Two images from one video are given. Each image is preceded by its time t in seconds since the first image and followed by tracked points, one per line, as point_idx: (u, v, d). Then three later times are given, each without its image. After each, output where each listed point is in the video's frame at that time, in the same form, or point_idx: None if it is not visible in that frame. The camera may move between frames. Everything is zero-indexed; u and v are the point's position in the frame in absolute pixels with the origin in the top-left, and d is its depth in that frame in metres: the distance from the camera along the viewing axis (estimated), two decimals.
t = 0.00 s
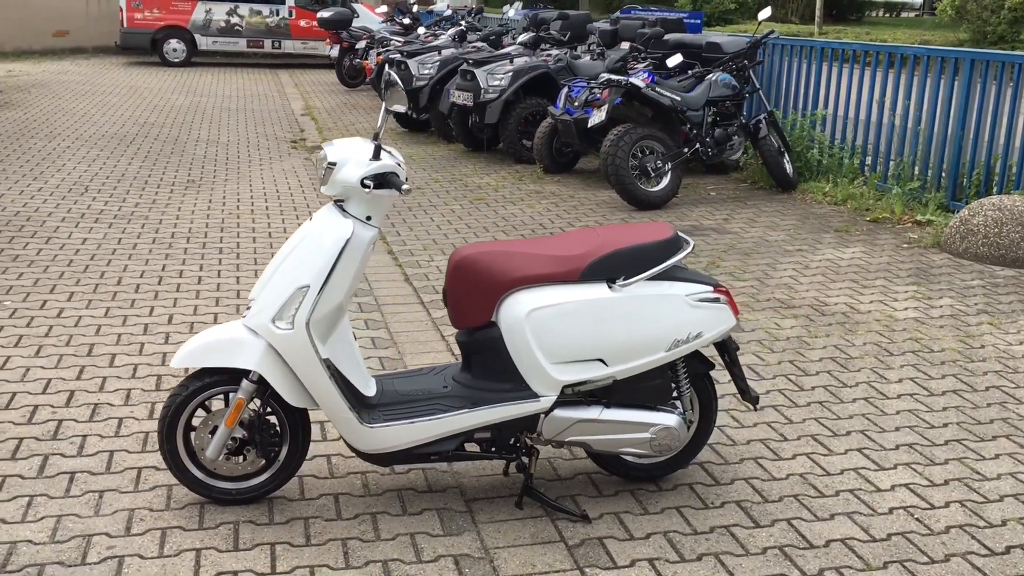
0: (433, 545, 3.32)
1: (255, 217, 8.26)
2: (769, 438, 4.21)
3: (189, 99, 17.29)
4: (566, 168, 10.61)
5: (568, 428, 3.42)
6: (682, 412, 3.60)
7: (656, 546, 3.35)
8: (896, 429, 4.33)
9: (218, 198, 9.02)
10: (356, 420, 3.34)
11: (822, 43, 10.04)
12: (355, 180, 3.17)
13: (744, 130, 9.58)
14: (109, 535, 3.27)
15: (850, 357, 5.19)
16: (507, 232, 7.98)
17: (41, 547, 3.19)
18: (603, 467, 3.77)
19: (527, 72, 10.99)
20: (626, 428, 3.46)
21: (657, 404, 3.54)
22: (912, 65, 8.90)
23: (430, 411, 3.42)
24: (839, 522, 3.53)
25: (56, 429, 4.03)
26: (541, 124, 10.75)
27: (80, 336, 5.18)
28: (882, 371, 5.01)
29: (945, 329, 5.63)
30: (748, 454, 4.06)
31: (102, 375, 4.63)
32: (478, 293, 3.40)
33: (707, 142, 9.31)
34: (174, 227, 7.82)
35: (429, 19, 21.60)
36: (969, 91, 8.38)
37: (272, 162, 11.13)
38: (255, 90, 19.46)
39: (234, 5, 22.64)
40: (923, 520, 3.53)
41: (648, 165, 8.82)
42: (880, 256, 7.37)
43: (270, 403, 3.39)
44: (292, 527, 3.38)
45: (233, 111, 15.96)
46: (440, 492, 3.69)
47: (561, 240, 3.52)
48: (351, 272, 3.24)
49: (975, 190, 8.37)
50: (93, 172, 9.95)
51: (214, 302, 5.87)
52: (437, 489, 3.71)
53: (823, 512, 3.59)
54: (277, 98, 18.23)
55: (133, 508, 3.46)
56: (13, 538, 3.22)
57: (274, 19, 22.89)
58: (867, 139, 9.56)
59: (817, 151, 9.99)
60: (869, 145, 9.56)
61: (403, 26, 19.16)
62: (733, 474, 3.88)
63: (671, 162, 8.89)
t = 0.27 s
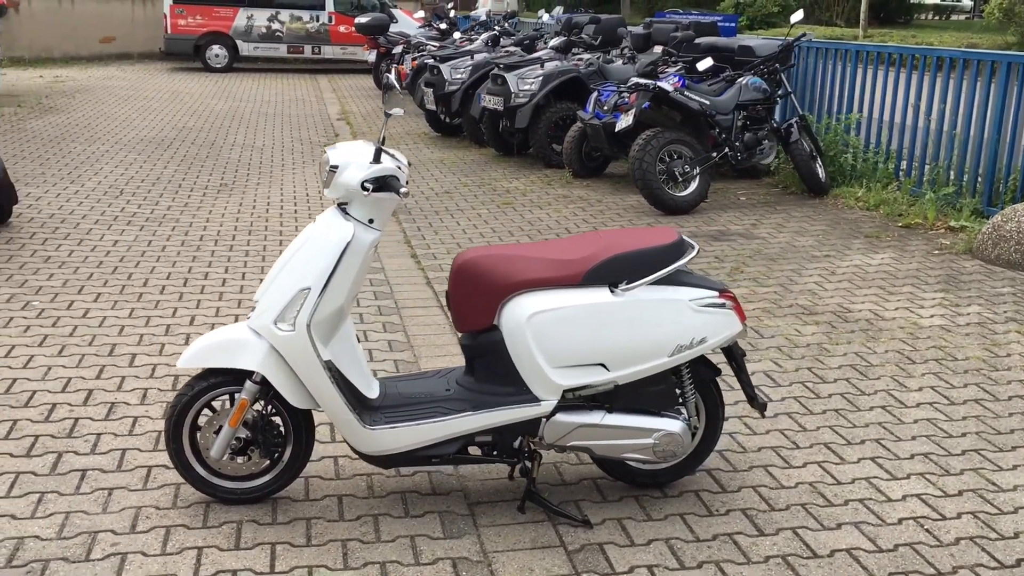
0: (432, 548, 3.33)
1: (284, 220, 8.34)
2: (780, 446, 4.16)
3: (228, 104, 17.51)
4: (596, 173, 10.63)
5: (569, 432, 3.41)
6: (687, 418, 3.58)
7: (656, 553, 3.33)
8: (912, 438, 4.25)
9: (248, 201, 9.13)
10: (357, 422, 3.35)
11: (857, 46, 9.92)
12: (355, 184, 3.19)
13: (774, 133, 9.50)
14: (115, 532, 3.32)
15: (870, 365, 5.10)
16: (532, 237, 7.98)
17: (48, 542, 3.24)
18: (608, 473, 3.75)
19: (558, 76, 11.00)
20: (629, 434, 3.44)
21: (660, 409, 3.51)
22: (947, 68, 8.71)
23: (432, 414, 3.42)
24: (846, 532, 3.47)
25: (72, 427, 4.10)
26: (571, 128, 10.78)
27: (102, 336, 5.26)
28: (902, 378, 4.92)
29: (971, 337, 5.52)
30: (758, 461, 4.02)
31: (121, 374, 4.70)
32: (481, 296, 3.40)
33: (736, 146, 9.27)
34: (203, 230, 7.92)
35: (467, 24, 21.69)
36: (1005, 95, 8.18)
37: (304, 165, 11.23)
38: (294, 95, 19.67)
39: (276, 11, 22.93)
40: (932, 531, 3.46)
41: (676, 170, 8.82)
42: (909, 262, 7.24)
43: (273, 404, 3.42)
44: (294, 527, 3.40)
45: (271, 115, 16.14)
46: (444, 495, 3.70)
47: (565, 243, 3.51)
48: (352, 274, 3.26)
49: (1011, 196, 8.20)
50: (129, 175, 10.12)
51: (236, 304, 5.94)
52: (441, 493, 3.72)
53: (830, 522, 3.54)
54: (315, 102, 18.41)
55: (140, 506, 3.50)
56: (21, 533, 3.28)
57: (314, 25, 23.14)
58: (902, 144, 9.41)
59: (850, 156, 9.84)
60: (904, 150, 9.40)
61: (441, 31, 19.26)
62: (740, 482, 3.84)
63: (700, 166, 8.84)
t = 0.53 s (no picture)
0: (432, 553, 3.34)
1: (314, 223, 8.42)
2: (792, 456, 4.11)
3: (269, 107, 17.73)
4: (629, 177, 10.60)
5: (571, 439, 3.41)
6: (692, 426, 3.55)
7: (655, 563, 3.30)
8: (928, 451, 4.17)
9: (281, 204, 9.23)
10: (358, 425, 3.38)
11: (894, 50, 9.78)
12: (356, 190, 3.21)
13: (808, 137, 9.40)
14: (121, 530, 3.37)
15: (892, 374, 5.01)
16: (559, 241, 7.97)
17: (56, 539, 3.30)
18: (613, 481, 3.73)
19: (591, 80, 10.99)
20: (631, 442, 3.42)
21: (664, 418, 3.49)
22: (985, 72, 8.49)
23: (433, 419, 3.44)
24: (852, 544, 3.42)
25: (89, 426, 4.17)
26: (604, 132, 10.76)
27: (126, 336, 5.35)
28: (924, 389, 4.83)
29: (998, 348, 5.40)
30: (768, 472, 3.97)
31: (141, 375, 4.78)
32: (483, 302, 3.41)
33: (768, 151, 9.17)
34: (234, 232, 8.02)
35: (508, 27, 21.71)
36: None
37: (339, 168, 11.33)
38: (335, 99, 19.84)
39: (319, 15, 23.16)
40: (941, 546, 3.40)
41: (706, 175, 8.73)
42: (941, 269, 7.11)
43: (278, 407, 3.45)
44: (297, 529, 3.43)
45: (311, 119, 16.30)
46: (448, 500, 3.71)
47: (569, 250, 3.51)
48: (354, 279, 3.28)
49: None
50: (166, 178, 10.28)
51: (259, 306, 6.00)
52: (445, 497, 3.73)
53: (836, 534, 3.48)
54: (354, 105, 18.55)
55: (147, 505, 3.56)
56: (30, 530, 3.34)
57: (357, 29, 23.33)
58: (940, 148, 9.22)
59: (888, 161, 9.70)
60: (942, 154, 9.21)
61: (480, 35, 19.31)
62: (748, 492, 3.79)
63: (731, 171, 8.77)
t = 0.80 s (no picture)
0: (427, 552, 3.35)
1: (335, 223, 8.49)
2: (798, 459, 4.07)
3: (300, 108, 17.87)
4: (653, 178, 10.57)
5: (567, 440, 3.40)
6: (691, 428, 3.53)
7: (651, 565, 3.29)
8: (937, 455, 4.11)
9: (304, 204, 9.30)
10: (356, 424, 3.39)
11: (923, 49, 9.63)
12: (352, 189, 3.23)
13: (833, 138, 9.31)
14: (122, 525, 3.42)
15: (906, 378, 4.95)
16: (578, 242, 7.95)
17: (57, 532, 3.35)
18: (613, 482, 3.72)
19: (616, 80, 10.96)
20: (628, 442, 3.41)
21: (662, 419, 3.47)
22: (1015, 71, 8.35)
23: (431, 418, 3.45)
24: (852, 549, 3.38)
25: (99, 421, 4.23)
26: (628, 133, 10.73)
27: (142, 333, 5.42)
28: (937, 394, 4.75)
29: (1017, 352, 5.30)
30: (771, 475, 3.94)
31: (153, 371, 4.84)
32: (481, 302, 3.40)
33: (792, 152, 9.08)
34: (255, 231, 8.10)
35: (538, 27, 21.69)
36: None
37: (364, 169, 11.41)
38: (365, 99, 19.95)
39: (351, 16, 23.29)
40: (943, 552, 3.35)
41: (728, 175, 8.69)
42: (965, 272, 6.99)
43: (276, 404, 3.48)
44: (295, 526, 3.45)
45: (340, 119, 16.41)
46: (447, 499, 3.71)
47: (568, 250, 3.50)
48: (351, 277, 3.30)
49: None
50: (193, 177, 10.41)
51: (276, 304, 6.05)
52: (445, 496, 3.74)
53: (836, 539, 3.44)
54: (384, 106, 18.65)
55: (150, 500, 3.60)
56: (34, 523, 3.40)
57: (389, 30, 23.43)
58: (970, 149, 9.07)
59: (916, 163, 9.57)
60: (971, 156, 9.07)
61: (510, 35, 19.31)
62: (749, 495, 3.76)
63: (753, 172, 8.71)
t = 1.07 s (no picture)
0: (421, 549, 3.34)
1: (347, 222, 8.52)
2: (800, 459, 4.04)
3: (318, 107, 17.95)
4: (667, 177, 10.53)
5: (563, 438, 3.38)
6: (688, 427, 3.51)
7: (646, 564, 3.27)
8: (942, 456, 4.06)
9: (318, 203, 9.34)
10: (351, 422, 3.40)
11: (940, 47, 9.52)
12: (345, 187, 3.23)
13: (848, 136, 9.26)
14: (120, 520, 3.44)
15: (914, 379, 4.89)
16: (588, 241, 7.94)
17: (56, 527, 3.38)
18: (611, 481, 3.70)
19: (631, 79, 10.93)
20: (624, 441, 3.39)
21: (659, 418, 3.45)
22: None
23: (427, 415, 3.44)
24: (850, 550, 3.35)
25: (102, 418, 4.27)
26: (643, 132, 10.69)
27: (149, 331, 5.46)
28: (945, 394, 4.70)
29: None
30: (772, 475, 3.91)
31: (159, 369, 4.87)
32: (477, 300, 3.40)
33: (806, 151, 9.01)
34: (267, 230, 8.14)
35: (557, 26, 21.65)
36: None
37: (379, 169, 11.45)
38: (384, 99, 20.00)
39: (371, 16, 23.35)
40: (942, 554, 3.31)
41: (740, 174, 8.66)
42: (979, 272, 6.92)
43: (273, 401, 3.49)
44: (291, 523, 3.46)
45: (358, 119, 16.46)
46: (445, 497, 3.71)
47: (565, 248, 3.49)
48: (345, 274, 3.30)
49: None
50: (209, 176, 10.48)
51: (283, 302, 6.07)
52: (443, 494, 3.73)
53: (835, 539, 3.41)
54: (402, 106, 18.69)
55: (149, 496, 3.63)
56: (33, 518, 3.43)
57: (408, 30, 23.48)
58: (987, 148, 8.96)
59: (933, 162, 9.48)
60: (989, 155, 8.96)
61: (528, 34, 19.29)
62: (749, 495, 3.74)
63: (767, 171, 8.66)
